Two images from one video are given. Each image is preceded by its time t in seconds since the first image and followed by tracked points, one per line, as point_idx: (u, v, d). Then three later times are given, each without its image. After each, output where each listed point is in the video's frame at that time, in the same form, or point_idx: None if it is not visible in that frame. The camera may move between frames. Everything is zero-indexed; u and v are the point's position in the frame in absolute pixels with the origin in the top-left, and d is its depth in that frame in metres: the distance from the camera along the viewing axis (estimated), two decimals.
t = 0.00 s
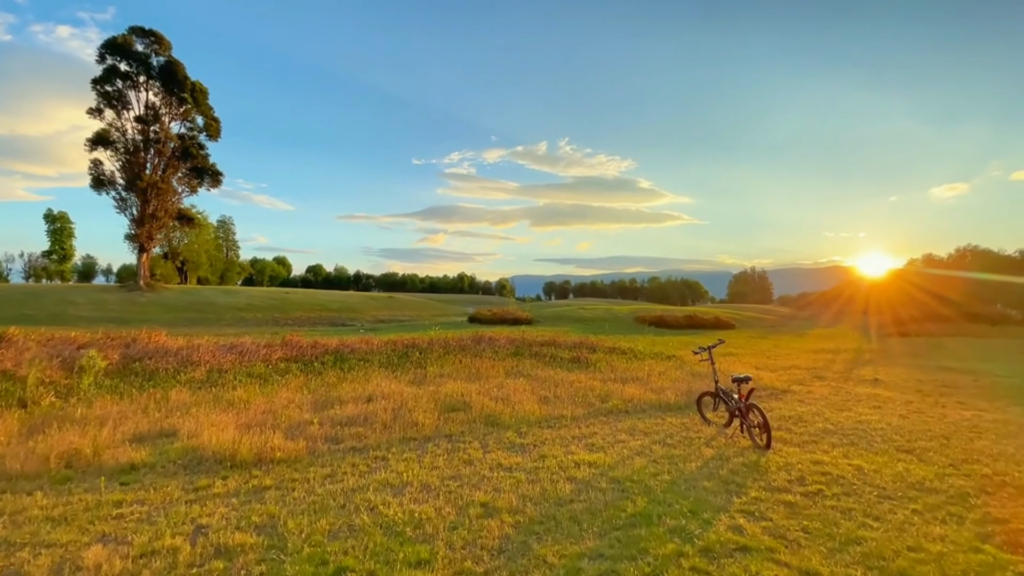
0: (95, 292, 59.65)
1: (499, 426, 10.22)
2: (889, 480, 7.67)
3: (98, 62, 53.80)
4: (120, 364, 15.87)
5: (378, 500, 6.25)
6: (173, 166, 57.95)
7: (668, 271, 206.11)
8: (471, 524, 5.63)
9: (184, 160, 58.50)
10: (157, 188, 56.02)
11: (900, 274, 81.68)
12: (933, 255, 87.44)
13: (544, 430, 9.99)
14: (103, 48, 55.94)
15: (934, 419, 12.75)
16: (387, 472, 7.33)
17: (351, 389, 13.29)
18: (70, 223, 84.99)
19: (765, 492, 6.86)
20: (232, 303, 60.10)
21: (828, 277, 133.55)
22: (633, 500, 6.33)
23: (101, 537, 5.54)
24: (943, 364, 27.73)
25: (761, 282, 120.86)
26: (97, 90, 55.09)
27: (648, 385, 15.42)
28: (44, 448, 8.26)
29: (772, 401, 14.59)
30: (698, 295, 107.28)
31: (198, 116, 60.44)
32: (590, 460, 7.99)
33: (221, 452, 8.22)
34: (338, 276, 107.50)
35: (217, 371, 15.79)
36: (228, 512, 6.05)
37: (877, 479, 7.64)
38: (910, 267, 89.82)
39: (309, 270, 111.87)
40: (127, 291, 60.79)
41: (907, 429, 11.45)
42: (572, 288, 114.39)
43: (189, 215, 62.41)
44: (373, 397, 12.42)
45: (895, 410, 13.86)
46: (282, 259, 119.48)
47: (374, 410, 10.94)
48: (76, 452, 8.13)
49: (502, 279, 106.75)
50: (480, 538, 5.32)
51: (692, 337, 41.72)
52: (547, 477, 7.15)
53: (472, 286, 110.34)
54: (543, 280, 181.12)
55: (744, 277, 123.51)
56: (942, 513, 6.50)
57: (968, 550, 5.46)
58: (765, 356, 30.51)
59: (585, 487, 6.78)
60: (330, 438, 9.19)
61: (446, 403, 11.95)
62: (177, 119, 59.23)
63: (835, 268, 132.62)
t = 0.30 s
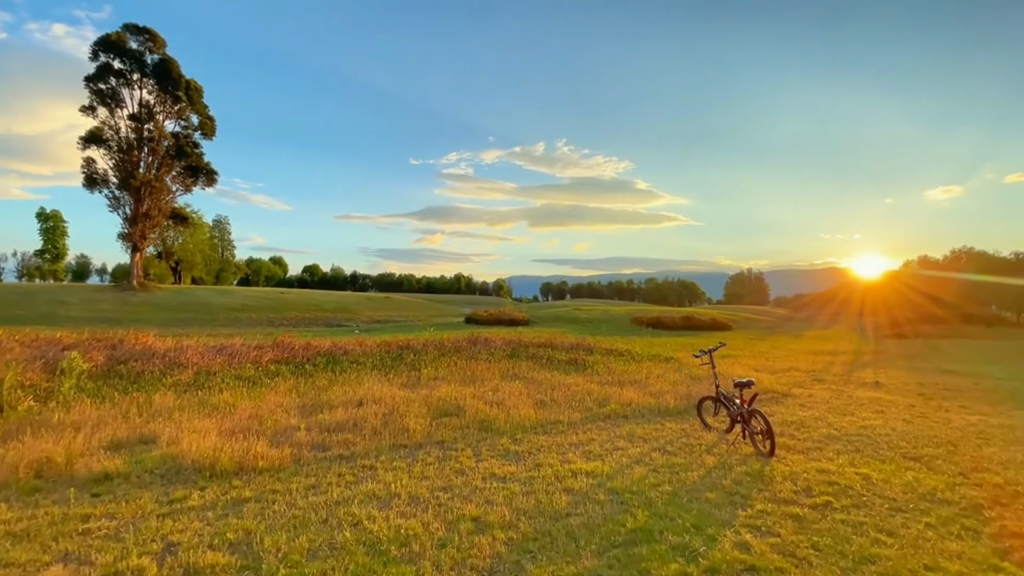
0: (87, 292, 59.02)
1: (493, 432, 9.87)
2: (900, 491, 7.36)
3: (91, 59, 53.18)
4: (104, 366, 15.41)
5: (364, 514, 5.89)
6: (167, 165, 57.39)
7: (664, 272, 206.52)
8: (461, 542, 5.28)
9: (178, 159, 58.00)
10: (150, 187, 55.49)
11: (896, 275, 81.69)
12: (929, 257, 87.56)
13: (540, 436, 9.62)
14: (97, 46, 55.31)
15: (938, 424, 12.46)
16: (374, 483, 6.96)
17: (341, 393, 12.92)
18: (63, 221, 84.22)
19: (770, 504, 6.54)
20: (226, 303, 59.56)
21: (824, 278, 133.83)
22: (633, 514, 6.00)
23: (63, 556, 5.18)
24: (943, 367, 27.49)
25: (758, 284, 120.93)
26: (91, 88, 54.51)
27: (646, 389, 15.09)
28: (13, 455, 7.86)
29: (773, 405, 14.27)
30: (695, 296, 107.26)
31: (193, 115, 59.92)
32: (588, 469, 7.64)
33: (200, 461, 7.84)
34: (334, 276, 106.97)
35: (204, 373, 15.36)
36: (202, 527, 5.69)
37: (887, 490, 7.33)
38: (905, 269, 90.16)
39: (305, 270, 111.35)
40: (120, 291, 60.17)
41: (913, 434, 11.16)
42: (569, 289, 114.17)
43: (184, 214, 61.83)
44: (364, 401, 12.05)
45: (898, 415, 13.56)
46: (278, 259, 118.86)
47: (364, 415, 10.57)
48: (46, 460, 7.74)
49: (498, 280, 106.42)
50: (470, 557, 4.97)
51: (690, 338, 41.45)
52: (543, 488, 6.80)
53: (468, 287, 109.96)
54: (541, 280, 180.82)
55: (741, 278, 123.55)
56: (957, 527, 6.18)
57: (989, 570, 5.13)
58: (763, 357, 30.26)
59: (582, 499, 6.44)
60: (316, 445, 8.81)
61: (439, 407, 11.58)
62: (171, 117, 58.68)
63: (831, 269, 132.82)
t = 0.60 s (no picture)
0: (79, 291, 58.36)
1: (487, 435, 9.51)
2: (912, 499, 7.02)
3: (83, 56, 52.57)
4: (87, 366, 14.96)
5: (346, 526, 5.52)
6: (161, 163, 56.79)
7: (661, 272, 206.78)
8: (449, 557, 4.91)
9: (171, 157, 57.41)
10: (143, 184, 54.88)
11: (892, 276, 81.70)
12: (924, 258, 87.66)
13: (535, 439, 9.26)
14: (89, 42, 54.68)
15: (944, 426, 12.15)
16: (360, 491, 6.59)
17: (331, 395, 12.52)
18: (56, 220, 83.40)
19: (777, 513, 6.20)
20: (220, 302, 58.98)
21: (821, 278, 134.07)
22: (632, 525, 5.66)
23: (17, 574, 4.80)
24: (942, 367, 27.29)
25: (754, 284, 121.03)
26: (83, 85, 53.87)
27: (645, 390, 14.75)
28: None
29: (774, 407, 13.96)
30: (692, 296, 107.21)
31: (187, 112, 59.30)
32: (585, 475, 7.27)
33: (177, 467, 7.47)
34: (330, 276, 106.43)
35: (191, 374, 14.94)
36: (171, 541, 5.31)
37: (899, 498, 7.00)
38: (900, 270, 90.38)
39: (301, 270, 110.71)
40: (112, 290, 59.46)
41: (919, 438, 10.85)
42: (567, 289, 113.96)
43: (177, 212, 61.16)
44: (354, 403, 11.66)
45: (902, 417, 13.26)
46: (274, 259, 118.12)
47: (353, 417, 10.19)
48: (13, 467, 7.35)
49: (495, 280, 106.10)
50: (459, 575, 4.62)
51: (687, 338, 41.17)
52: (538, 497, 6.42)
53: (465, 287, 109.62)
54: (538, 281, 180.41)
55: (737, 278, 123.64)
56: (975, 538, 5.86)
57: None
58: (761, 358, 30.04)
59: (580, 508, 6.07)
60: (301, 449, 8.43)
61: (431, 409, 11.20)
62: (165, 114, 58.09)
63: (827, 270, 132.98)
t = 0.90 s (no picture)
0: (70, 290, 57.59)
1: (481, 441, 9.07)
2: (932, 513, 6.62)
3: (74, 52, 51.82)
4: (67, 369, 14.41)
5: (325, 546, 5.08)
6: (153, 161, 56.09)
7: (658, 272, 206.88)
8: None
9: (164, 155, 56.73)
10: (136, 182, 54.16)
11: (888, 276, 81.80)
12: (920, 258, 87.84)
13: (531, 446, 8.81)
14: (80, 38, 53.91)
15: (954, 430, 11.78)
16: (343, 505, 6.13)
17: (319, 398, 12.04)
18: (48, 218, 82.42)
19: (789, 528, 5.79)
20: (214, 302, 58.31)
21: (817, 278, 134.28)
22: (635, 543, 5.23)
23: None
24: (942, 368, 27.03)
25: (751, 284, 121.04)
26: (74, 81, 53.12)
27: (644, 393, 14.33)
28: None
29: (777, 410, 13.56)
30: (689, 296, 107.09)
31: (180, 110, 58.57)
32: (585, 486, 6.85)
33: (149, 479, 7.02)
34: (326, 275, 105.74)
35: (175, 376, 14.42)
36: (133, 564, 4.88)
37: (917, 511, 6.61)
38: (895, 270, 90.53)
39: (297, 269, 109.99)
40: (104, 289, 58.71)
41: (930, 442, 10.47)
42: (564, 288, 113.62)
43: (170, 211, 60.46)
44: (342, 408, 11.20)
45: (909, 420, 12.88)
46: (269, 258, 117.29)
47: (340, 423, 9.74)
48: None
49: (492, 279, 105.64)
50: None
51: (685, 338, 40.84)
52: (534, 511, 5.99)
53: (462, 286, 109.11)
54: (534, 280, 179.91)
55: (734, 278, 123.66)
56: (1002, 555, 5.46)
57: None
58: (760, 358, 29.72)
59: (578, 524, 5.65)
60: (283, 458, 7.98)
61: (423, 414, 10.74)
62: (157, 112, 57.38)
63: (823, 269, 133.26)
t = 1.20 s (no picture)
0: (63, 290, 56.99)
1: (476, 447, 8.72)
2: (949, 524, 6.29)
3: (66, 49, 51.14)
4: (50, 370, 13.99)
5: (306, 565, 4.73)
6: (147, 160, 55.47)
7: (656, 271, 206.93)
8: None
9: (158, 153, 56.11)
10: (129, 181, 53.52)
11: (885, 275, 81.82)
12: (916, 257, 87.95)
13: (528, 452, 8.47)
14: (73, 35, 53.22)
15: (961, 433, 11.48)
16: (327, 519, 5.77)
17: (309, 401, 11.66)
18: (41, 217, 81.64)
19: (800, 542, 5.47)
20: (208, 302, 57.81)
21: (813, 277, 134.43)
22: (638, 560, 4.90)
23: None
24: (942, 368, 26.79)
25: (748, 283, 121.03)
26: (67, 79, 52.47)
27: (643, 394, 14.00)
28: None
29: (780, 411, 13.24)
30: (686, 295, 106.95)
31: (174, 108, 57.94)
32: (584, 495, 6.50)
33: (124, 489, 6.67)
34: (322, 275, 105.18)
35: (162, 379, 14.01)
36: None
37: (933, 522, 6.28)
38: (892, 269, 90.57)
39: (293, 269, 109.35)
40: (97, 288, 58.07)
41: (939, 446, 10.15)
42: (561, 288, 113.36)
43: (164, 210, 59.82)
44: (332, 411, 10.83)
45: (915, 423, 12.56)
46: (265, 258, 116.63)
47: (329, 428, 9.37)
48: None
49: (489, 279, 105.28)
50: None
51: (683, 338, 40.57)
52: (530, 524, 5.64)
53: (459, 286, 108.68)
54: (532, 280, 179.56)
55: (731, 277, 123.63)
56: None
57: None
58: (759, 358, 29.46)
59: (579, 539, 5.29)
60: (268, 466, 7.61)
61: (416, 418, 10.37)
62: (151, 110, 56.74)
63: (820, 269, 133.41)
